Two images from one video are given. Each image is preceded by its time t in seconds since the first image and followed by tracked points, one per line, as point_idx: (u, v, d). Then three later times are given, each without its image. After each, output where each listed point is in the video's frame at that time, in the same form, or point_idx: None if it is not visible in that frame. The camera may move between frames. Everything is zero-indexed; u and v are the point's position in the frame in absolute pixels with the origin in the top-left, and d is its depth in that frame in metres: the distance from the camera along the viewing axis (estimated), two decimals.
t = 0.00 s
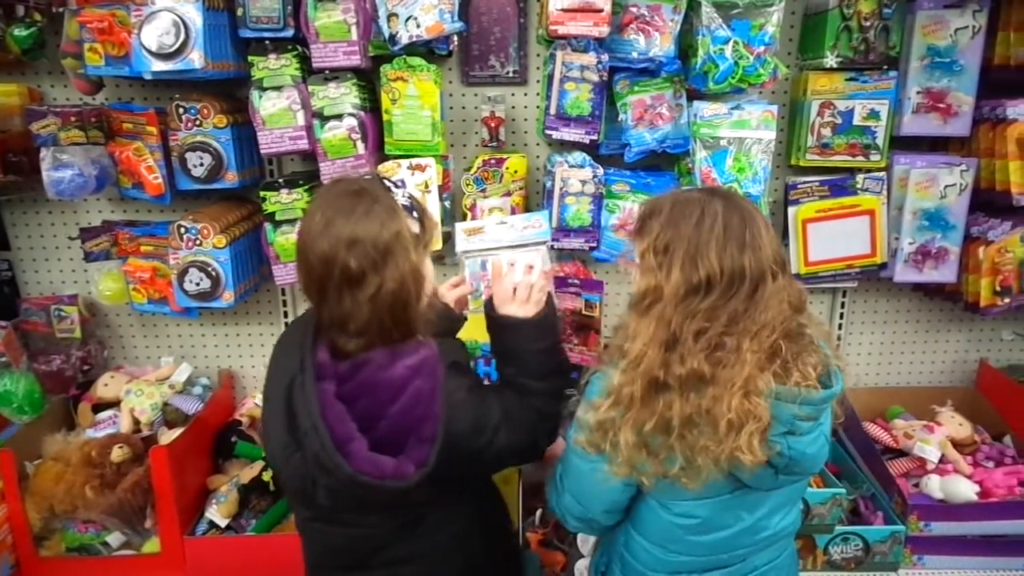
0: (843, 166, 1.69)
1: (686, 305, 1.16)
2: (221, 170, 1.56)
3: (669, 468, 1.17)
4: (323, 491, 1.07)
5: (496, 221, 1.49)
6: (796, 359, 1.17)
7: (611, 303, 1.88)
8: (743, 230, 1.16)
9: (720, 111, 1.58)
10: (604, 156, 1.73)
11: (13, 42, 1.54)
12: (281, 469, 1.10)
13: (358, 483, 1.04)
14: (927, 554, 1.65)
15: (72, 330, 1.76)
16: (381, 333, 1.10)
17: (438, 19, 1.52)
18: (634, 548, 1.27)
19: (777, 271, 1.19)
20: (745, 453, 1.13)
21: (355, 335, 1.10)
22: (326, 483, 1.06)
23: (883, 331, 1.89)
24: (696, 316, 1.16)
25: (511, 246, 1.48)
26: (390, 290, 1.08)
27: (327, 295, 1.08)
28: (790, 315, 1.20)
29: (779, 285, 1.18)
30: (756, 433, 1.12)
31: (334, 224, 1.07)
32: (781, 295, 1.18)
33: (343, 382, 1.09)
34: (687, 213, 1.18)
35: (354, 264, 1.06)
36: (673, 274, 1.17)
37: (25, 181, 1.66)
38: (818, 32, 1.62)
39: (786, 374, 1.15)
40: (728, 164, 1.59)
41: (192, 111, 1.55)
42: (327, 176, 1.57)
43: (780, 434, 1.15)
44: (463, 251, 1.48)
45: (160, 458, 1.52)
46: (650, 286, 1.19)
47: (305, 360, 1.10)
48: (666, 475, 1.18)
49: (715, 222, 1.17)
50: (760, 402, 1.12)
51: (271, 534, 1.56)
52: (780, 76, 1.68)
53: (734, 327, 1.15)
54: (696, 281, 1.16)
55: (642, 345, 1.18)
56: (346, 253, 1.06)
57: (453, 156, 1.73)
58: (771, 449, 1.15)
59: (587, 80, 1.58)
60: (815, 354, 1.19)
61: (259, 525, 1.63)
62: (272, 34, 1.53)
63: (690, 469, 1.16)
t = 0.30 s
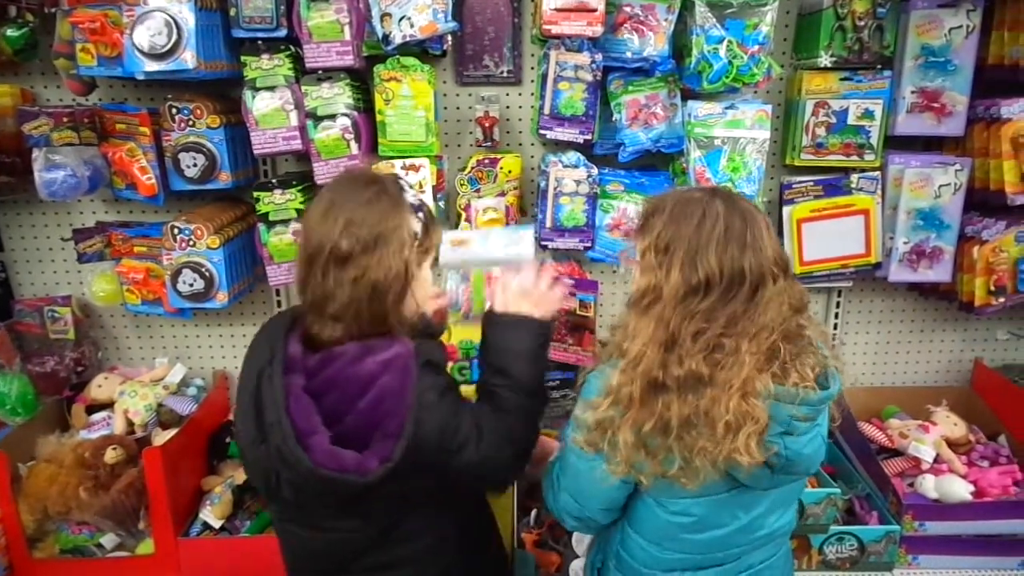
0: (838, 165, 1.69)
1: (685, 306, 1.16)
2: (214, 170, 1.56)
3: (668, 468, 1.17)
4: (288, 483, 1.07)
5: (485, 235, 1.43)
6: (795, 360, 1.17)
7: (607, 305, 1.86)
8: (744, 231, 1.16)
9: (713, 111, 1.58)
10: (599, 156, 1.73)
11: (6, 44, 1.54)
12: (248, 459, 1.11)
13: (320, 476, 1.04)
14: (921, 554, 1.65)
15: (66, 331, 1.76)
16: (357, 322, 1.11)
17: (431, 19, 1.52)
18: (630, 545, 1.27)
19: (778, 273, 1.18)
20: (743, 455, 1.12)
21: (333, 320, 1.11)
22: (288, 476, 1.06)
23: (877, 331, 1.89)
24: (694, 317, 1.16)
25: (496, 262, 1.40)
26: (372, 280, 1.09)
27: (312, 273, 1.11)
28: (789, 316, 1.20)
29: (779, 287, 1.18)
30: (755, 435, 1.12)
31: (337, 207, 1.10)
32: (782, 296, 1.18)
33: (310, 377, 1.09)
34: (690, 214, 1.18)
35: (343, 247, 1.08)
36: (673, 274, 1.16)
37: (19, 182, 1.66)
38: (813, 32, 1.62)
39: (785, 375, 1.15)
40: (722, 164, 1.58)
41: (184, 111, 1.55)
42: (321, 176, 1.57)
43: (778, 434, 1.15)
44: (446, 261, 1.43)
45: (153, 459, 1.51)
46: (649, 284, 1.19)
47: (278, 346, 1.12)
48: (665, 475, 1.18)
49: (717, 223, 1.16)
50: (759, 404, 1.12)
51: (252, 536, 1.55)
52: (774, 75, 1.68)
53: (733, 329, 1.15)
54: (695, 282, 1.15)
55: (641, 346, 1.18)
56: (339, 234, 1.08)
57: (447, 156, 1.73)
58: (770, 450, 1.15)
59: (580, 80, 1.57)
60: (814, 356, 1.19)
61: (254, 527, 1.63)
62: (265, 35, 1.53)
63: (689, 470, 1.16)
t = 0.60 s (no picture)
0: (835, 164, 1.69)
1: (675, 302, 1.16)
2: (209, 169, 1.56)
3: (675, 470, 1.17)
4: (302, 418, 1.07)
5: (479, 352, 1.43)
6: (800, 357, 1.16)
7: (603, 304, 1.86)
8: (737, 230, 1.15)
9: (709, 110, 1.58)
10: (595, 155, 1.72)
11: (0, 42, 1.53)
12: (264, 390, 1.11)
13: (352, 409, 1.05)
14: (918, 553, 1.65)
15: (61, 330, 1.75)
16: (408, 302, 1.18)
17: (427, 17, 1.51)
18: (630, 543, 1.27)
19: (778, 273, 1.17)
20: (755, 459, 1.13)
21: (385, 297, 1.17)
22: (312, 408, 1.06)
23: (874, 331, 1.89)
24: (687, 317, 1.15)
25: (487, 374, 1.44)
26: (432, 266, 1.17)
27: (373, 251, 1.17)
28: (790, 317, 1.18)
29: (779, 288, 1.16)
30: (762, 436, 1.12)
31: (405, 197, 1.19)
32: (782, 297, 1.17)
33: (353, 332, 1.13)
34: (685, 209, 1.18)
35: (411, 232, 1.16)
36: (665, 270, 1.17)
37: (13, 181, 1.65)
38: (809, 31, 1.62)
39: (791, 373, 1.15)
40: (718, 162, 1.58)
41: (179, 110, 1.55)
42: (316, 175, 1.56)
43: (785, 430, 1.16)
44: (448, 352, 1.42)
45: (149, 459, 1.51)
46: (647, 279, 1.19)
47: (324, 298, 1.14)
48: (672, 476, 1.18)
49: (707, 220, 1.16)
50: (767, 409, 1.12)
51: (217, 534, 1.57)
52: (770, 74, 1.68)
53: (733, 330, 1.14)
54: (685, 278, 1.15)
55: (639, 342, 1.18)
56: (405, 220, 1.17)
57: (443, 155, 1.73)
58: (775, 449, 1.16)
59: (576, 78, 1.57)
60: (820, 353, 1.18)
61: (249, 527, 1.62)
62: (260, 33, 1.53)
63: (697, 470, 1.17)
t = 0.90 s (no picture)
0: (832, 163, 1.68)
1: (674, 293, 1.16)
2: (204, 168, 1.55)
3: (670, 460, 1.16)
4: (306, 420, 1.07)
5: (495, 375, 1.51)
6: (800, 353, 1.16)
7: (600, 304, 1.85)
8: (735, 221, 1.16)
9: (707, 108, 1.58)
10: (592, 154, 1.72)
11: None
12: (263, 395, 1.11)
13: (354, 409, 1.05)
14: (915, 553, 1.64)
15: (57, 330, 1.75)
16: (403, 296, 1.17)
17: (423, 15, 1.51)
18: (628, 539, 1.27)
19: (777, 265, 1.17)
20: (749, 455, 1.12)
21: (379, 291, 1.17)
22: (314, 409, 1.06)
23: (872, 330, 1.89)
24: (687, 306, 1.15)
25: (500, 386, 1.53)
26: (427, 260, 1.17)
27: (367, 244, 1.17)
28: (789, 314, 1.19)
29: (776, 281, 1.16)
30: (762, 434, 1.12)
31: (399, 192, 1.20)
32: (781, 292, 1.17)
33: (348, 330, 1.12)
34: (683, 202, 1.18)
35: (405, 225, 1.17)
36: (665, 260, 1.17)
37: (9, 180, 1.65)
38: (807, 29, 1.61)
39: (792, 372, 1.14)
40: (715, 161, 1.58)
41: (174, 109, 1.54)
42: (312, 173, 1.56)
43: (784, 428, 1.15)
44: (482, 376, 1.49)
45: (144, 458, 1.51)
46: (648, 270, 1.20)
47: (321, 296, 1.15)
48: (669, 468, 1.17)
49: (705, 210, 1.17)
50: (766, 407, 1.12)
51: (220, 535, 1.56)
52: (768, 72, 1.67)
53: (732, 323, 1.14)
54: (684, 268, 1.15)
55: (642, 331, 1.17)
56: (399, 215, 1.18)
57: (440, 154, 1.72)
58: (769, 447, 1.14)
59: (573, 76, 1.57)
60: (819, 354, 1.16)
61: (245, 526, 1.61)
62: (255, 32, 1.52)
63: (691, 463, 1.16)
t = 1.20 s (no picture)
0: (830, 160, 1.68)
1: (670, 271, 1.17)
2: (200, 167, 1.55)
3: (667, 430, 1.15)
4: (347, 436, 1.06)
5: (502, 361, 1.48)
6: (801, 347, 1.18)
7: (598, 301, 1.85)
8: (725, 200, 1.18)
9: (704, 106, 1.58)
10: (589, 152, 1.71)
11: None
12: (298, 419, 1.09)
13: (396, 416, 1.03)
14: (914, 552, 1.64)
15: (53, 329, 1.74)
16: (407, 293, 1.17)
17: (419, 13, 1.50)
18: (626, 536, 1.26)
19: (773, 240, 1.19)
20: (743, 410, 1.10)
21: (382, 292, 1.17)
22: (355, 425, 1.05)
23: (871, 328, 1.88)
24: (685, 280, 1.16)
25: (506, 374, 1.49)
26: (425, 253, 1.17)
27: (362, 246, 1.17)
28: (786, 294, 1.21)
29: (771, 254, 1.18)
30: (761, 392, 1.11)
31: (385, 188, 1.20)
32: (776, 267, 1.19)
33: (366, 338, 1.10)
34: (673, 192, 1.21)
35: (397, 220, 1.17)
36: (660, 244, 1.19)
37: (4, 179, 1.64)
38: (805, 26, 1.60)
39: (793, 357, 1.16)
40: (712, 159, 1.58)
41: (170, 108, 1.54)
42: (308, 172, 1.55)
43: (783, 417, 1.12)
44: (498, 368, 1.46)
45: (140, 458, 1.50)
46: (644, 259, 1.21)
47: (326, 307, 1.15)
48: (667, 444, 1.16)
49: (695, 197, 1.19)
50: (763, 365, 1.13)
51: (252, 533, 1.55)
52: (765, 69, 1.67)
53: (730, 292, 1.15)
54: (679, 247, 1.17)
55: (641, 308, 1.19)
56: (388, 210, 1.18)
57: (437, 152, 1.71)
58: (762, 421, 1.12)
59: (569, 74, 1.56)
60: (825, 344, 1.20)
61: (242, 526, 1.61)
62: (251, 30, 1.51)
63: (686, 432, 1.14)
